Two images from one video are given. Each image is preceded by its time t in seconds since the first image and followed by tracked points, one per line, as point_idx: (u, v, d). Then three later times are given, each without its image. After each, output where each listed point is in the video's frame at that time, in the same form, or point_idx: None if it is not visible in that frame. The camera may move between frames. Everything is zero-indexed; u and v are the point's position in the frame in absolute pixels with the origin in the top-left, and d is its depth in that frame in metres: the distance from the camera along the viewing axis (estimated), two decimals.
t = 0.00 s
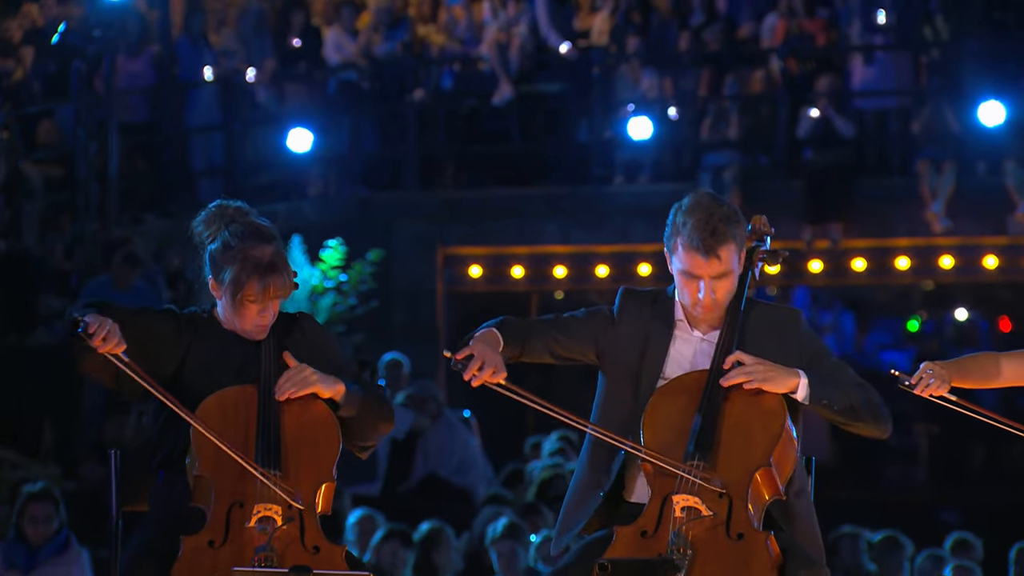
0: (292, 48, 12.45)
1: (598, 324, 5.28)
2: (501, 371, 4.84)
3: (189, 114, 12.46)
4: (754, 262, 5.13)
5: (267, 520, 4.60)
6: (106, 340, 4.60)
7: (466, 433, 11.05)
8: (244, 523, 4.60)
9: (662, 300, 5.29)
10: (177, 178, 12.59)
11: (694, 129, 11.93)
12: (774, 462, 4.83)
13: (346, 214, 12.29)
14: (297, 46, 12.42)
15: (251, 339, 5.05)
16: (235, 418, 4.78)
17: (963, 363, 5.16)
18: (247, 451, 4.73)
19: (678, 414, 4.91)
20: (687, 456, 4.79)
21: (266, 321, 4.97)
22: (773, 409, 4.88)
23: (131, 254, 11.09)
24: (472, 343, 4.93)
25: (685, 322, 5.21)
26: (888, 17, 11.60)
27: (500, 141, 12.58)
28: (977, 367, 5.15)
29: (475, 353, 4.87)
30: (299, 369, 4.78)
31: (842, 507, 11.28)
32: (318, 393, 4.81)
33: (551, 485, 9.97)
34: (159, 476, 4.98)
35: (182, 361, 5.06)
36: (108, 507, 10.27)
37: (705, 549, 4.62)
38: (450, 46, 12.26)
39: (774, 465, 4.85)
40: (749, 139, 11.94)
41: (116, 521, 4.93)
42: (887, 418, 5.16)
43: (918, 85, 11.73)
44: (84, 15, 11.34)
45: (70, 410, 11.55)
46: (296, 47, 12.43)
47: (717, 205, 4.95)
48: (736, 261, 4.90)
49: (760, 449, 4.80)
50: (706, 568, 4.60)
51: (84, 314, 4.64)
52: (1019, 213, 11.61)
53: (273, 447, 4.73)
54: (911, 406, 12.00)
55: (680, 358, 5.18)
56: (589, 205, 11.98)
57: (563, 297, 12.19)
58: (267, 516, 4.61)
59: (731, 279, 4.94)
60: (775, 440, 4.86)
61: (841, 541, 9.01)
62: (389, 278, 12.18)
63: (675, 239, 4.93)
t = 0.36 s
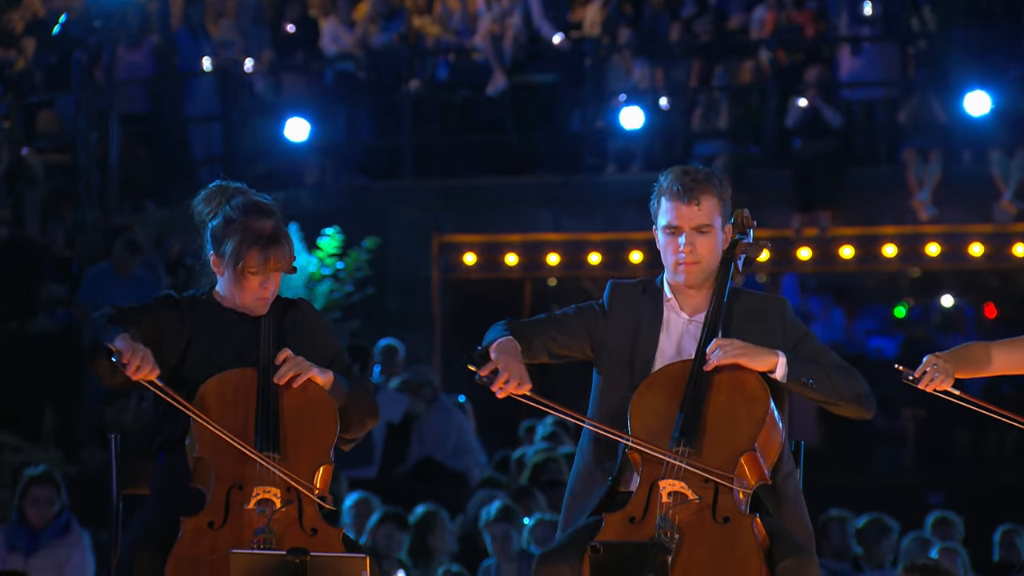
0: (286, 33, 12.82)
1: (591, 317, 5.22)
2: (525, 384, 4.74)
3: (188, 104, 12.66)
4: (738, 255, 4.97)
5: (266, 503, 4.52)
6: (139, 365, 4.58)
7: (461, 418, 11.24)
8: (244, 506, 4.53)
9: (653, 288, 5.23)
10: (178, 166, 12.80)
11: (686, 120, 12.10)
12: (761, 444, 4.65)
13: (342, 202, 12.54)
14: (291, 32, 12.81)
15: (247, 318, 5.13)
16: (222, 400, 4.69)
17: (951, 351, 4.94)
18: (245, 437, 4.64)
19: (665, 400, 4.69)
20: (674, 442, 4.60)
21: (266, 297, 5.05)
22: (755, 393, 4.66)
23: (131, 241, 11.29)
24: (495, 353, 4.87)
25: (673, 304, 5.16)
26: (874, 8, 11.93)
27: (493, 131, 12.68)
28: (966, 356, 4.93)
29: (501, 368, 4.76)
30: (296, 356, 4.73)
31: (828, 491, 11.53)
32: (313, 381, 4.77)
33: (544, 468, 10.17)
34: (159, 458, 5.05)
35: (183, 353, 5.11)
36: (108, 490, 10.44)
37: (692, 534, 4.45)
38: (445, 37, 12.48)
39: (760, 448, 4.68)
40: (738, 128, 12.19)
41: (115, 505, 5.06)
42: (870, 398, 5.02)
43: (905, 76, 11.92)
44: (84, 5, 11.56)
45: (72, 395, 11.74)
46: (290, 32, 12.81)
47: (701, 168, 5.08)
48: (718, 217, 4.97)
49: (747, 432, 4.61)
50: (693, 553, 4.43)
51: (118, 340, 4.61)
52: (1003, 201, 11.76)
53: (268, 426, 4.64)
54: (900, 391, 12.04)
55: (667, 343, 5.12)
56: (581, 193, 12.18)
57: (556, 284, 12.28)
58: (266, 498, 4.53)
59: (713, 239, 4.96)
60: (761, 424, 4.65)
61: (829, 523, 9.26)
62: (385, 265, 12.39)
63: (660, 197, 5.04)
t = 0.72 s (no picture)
0: (284, 26, 13.07)
1: (592, 313, 5.30)
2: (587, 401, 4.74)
3: (187, 96, 12.93)
4: (733, 246, 5.10)
5: (267, 487, 4.64)
6: (182, 378, 4.73)
7: (457, 404, 11.46)
8: (244, 489, 4.63)
9: (649, 280, 5.37)
10: (177, 156, 13.01)
11: (678, 110, 12.29)
12: (755, 433, 4.77)
13: (341, 192, 12.61)
14: (289, 24, 13.05)
15: (249, 296, 5.31)
16: (231, 394, 4.82)
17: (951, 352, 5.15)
18: (246, 420, 4.77)
19: (661, 389, 4.83)
20: (669, 430, 4.72)
21: (265, 272, 5.21)
22: (751, 383, 4.78)
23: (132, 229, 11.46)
24: (554, 371, 4.81)
25: (670, 291, 5.31)
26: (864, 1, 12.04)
27: (489, 120, 13.03)
28: (964, 354, 5.14)
29: (560, 386, 4.76)
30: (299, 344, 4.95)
31: (815, 476, 11.78)
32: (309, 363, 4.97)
33: (538, 454, 10.35)
34: (160, 444, 5.15)
35: (191, 353, 5.22)
36: (109, 475, 10.61)
37: (686, 519, 4.57)
38: (441, 28, 12.60)
39: (754, 436, 4.78)
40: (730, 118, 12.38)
41: (116, 489, 5.09)
42: (862, 389, 5.11)
43: (894, 67, 12.09)
44: None
45: (73, 382, 11.91)
46: (288, 25, 13.06)
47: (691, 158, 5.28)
48: (710, 203, 5.16)
49: (740, 421, 4.73)
50: (687, 538, 4.54)
51: (159, 351, 4.79)
52: (990, 190, 11.93)
53: (274, 414, 4.79)
54: (889, 378, 11.96)
55: (665, 330, 5.26)
56: (575, 182, 12.33)
57: (550, 272, 12.64)
58: (267, 482, 4.65)
59: (704, 224, 5.13)
60: (754, 413, 4.77)
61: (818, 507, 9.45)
62: (381, 253, 12.51)
63: (653, 184, 5.24)
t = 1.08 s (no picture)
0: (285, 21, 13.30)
1: (590, 308, 4.99)
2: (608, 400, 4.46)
3: (188, 90, 13.06)
4: (728, 236, 4.77)
5: (268, 475, 4.44)
6: (210, 371, 4.53)
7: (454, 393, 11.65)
8: (246, 476, 4.44)
9: (644, 270, 5.04)
10: (179, 150, 13.21)
11: (672, 103, 12.38)
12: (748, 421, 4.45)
13: (338, 182, 12.81)
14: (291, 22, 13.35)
15: (250, 286, 5.08)
16: (235, 375, 4.66)
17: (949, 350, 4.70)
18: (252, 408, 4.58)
19: (658, 376, 4.49)
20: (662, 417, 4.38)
21: (268, 262, 4.99)
22: (745, 371, 4.45)
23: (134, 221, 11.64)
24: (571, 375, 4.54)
25: (665, 283, 4.99)
26: None
27: (487, 114, 13.25)
28: (966, 352, 4.68)
29: (581, 389, 4.46)
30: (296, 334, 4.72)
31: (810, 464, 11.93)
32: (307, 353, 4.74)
33: (535, 442, 10.54)
34: (164, 432, 4.91)
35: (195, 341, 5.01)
36: (111, 464, 10.78)
37: (682, 506, 4.26)
38: (439, 23, 12.78)
39: (747, 424, 4.47)
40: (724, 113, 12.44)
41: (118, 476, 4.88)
42: (857, 371, 4.79)
43: (884, 61, 12.17)
44: None
45: (76, 372, 12.10)
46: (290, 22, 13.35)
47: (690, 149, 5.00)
48: (706, 194, 4.85)
49: (734, 407, 4.40)
50: (682, 526, 4.24)
51: (188, 343, 4.57)
52: (980, 182, 12.19)
53: (275, 402, 4.58)
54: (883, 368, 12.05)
55: (660, 320, 4.95)
56: (570, 174, 12.57)
57: (546, 263, 12.87)
58: (268, 470, 4.44)
59: (700, 213, 4.84)
60: (749, 401, 4.45)
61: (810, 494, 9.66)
62: (380, 243, 12.75)
63: (648, 175, 4.93)
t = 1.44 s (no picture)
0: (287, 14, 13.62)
1: (581, 293, 5.31)
2: (554, 367, 4.78)
3: (190, 81, 13.30)
4: (718, 224, 5.09)
5: (269, 460, 4.73)
6: (234, 382, 4.81)
7: (452, 379, 11.82)
8: (247, 461, 4.74)
9: (637, 259, 5.35)
10: (179, 139, 13.34)
11: (666, 95, 12.59)
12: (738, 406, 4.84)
13: (337, 172, 13.02)
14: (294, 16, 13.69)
15: (251, 274, 5.39)
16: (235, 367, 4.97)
17: (951, 353, 5.16)
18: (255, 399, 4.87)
19: (650, 364, 4.87)
20: (654, 399, 4.76)
21: (268, 251, 5.28)
22: (735, 357, 4.83)
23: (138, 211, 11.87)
24: (522, 343, 4.87)
25: (658, 271, 5.30)
26: None
27: (484, 105, 13.45)
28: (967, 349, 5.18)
29: (529, 356, 4.81)
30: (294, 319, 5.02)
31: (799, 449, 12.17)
32: (309, 340, 5.02)
33: (531, 428, 10.75)
34: (166, 418, 5.27)
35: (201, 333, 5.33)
36: (113, 450, 10.98)
37: (672, 491, 4.62)
38: (437, 16, 13.04)
39: (738, 409, 4.88)
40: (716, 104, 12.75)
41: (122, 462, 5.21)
42: (847, 350, 5.12)
43: (876, 53, 12.44)
44: None
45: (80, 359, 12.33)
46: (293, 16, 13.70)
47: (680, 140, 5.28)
48: (694, 184, 5.14)
49: (726, 395, 4.78)
50: (673, 510, 4.60)
51: (210, 353, 4.87)
52: (969, 172, 12.31)
53: (278, 391, 4.88)
54: (872, 355, 12.56)
55: (652, 308, 5.27)
56: (565, 165, 12.75)
57: (543, 251, 13.04)
58: (269, 456, 4.74)
59: (688, 204, 5.13)
60: (739, 386, 4.82)
61: (801, 480, 9.92)
62: (379, 232, 12.89)
63: (639, 167, 5.20)
